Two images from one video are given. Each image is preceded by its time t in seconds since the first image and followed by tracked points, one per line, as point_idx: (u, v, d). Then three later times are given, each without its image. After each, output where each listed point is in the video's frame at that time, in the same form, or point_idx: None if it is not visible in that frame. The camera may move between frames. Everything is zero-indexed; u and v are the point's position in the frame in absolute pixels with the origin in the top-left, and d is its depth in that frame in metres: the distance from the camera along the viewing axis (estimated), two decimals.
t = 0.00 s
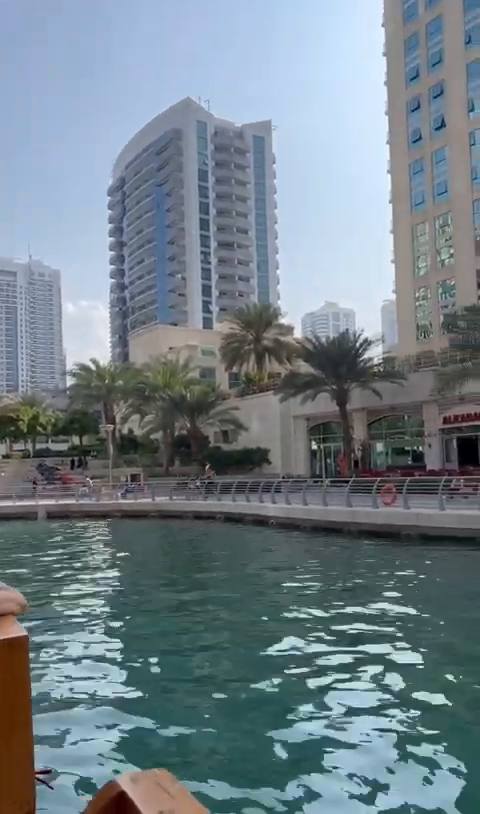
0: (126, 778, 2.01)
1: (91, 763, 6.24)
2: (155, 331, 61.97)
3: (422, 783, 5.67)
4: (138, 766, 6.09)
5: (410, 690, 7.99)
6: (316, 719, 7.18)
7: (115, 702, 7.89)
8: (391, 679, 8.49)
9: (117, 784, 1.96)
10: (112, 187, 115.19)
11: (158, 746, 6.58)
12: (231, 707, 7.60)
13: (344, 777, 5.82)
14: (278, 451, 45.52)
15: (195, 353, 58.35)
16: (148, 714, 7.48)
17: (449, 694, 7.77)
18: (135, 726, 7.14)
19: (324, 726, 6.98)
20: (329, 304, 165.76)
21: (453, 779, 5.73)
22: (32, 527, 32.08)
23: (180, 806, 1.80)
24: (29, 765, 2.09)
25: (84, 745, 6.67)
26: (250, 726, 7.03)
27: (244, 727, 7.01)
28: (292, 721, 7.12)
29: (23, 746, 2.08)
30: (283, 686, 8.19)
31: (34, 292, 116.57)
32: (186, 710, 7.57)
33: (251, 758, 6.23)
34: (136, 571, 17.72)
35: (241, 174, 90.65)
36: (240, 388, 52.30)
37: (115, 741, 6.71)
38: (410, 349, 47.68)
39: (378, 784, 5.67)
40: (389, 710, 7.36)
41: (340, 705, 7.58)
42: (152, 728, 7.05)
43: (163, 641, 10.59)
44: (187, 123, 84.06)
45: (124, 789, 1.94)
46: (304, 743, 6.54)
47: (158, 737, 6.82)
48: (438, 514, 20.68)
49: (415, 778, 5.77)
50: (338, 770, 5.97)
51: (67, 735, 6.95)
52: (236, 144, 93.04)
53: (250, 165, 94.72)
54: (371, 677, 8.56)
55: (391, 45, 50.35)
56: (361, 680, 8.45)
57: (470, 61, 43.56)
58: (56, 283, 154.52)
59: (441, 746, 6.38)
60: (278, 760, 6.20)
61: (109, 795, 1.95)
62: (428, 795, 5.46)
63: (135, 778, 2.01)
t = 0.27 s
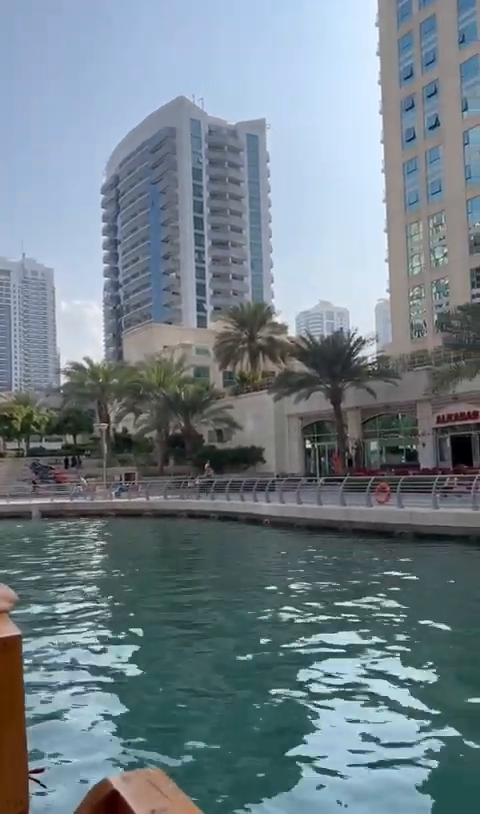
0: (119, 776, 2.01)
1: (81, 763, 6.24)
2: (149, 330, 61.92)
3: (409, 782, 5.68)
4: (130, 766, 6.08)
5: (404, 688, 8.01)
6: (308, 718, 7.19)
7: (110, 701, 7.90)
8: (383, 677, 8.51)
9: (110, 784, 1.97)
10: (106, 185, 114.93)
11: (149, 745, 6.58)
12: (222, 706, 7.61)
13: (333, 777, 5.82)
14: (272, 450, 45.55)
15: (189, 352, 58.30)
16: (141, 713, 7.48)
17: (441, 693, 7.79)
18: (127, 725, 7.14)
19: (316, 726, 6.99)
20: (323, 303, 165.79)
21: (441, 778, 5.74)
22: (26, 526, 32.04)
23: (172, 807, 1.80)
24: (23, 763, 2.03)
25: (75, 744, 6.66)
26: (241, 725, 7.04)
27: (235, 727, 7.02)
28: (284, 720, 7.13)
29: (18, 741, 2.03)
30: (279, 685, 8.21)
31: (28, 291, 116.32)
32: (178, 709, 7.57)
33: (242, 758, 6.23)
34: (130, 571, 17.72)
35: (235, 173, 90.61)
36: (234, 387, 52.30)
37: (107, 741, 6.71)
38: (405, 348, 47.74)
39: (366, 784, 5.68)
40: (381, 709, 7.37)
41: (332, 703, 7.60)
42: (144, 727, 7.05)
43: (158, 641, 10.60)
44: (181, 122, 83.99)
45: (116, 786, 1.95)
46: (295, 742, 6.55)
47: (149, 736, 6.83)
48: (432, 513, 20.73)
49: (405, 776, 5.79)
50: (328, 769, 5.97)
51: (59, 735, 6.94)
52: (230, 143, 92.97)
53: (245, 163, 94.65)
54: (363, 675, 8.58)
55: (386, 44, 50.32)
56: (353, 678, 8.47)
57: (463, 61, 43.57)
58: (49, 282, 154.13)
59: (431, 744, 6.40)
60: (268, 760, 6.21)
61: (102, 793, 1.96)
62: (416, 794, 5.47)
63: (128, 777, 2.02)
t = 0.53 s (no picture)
0: (116, 776, 2.03)
1: (75, 761, 6.24)
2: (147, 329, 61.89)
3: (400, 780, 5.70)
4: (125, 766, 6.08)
5: (402, 688, 8.01)
6: (302, 717, 7.18)
7: (107, 700, 7.90)
8: (378, 677, 8.52)
9: (108, 783, 1.97)
10: (104, 184, 114.87)
11: (143, 744, 6.59)
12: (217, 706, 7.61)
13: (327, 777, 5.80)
14: (270, 449, 45.55)
15: (187, 351, 58.28)
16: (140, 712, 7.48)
17: (437, 693, 7.78)
18: (123, 724, 7.13)
19: (311, 725, 6.98)
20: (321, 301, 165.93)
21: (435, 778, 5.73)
22: (24, 525, 32.01)
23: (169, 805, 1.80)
24: (21, 761, 2.02)
25: (71, 744, 6.66)
26: (237, 725, 7.03)
27: (231, 725, 7.01)
28: (278, 719, 7.11)
29: (14, 738, 2.01)
30: (275, 685, 8.21)
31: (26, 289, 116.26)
32: (174, 708, 7.56)
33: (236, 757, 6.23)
34: (128, 569, 17.74)
35: (233, 172, 90.59)
36: (232, 386, 52.29)
37: (101, 739, 6.73)
38: (403, 348, 47.77)
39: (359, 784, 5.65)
40: (375, 707, 7.37)
41: (327, 702, 7.59)
42: (140, 727, 7.05)
43: (156, 640, 10.58)
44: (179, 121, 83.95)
45: (113, 785, 1.96)
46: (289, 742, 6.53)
47: (143, 736, 6.83)
48: (429, 513, 20.73)
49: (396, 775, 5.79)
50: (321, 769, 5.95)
51: (56, 734, 6.94)
52: (228, 142, 92.93)
53: (243, 162, 94.63)
54: (359, 675, 8.58)
55: (384, 43, 50.30)
56: (349, 677, 8.46)
57: (461, 61, 43.54)
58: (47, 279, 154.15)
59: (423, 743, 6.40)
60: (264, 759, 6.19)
61: (99, 791, 1.97)
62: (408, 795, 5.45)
63: (126, 776, 2.02)
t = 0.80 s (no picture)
0: (117, 775, 2.02)
1: (73, 759, 6.28)
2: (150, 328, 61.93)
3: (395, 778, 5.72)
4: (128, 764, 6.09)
5: (404, 687, 7.99)
6: (300, 715, 7.21)
7: (109, 698, 7.90)
8: (377, 676, 8.54)
9: (109, 780, 1.97)
10: (107, 183, 114.92)
11: (142, 742, 6.61)
12: (217, 704, 7.63)
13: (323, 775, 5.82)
14: (272, 448, 45.54)
15: (189, 350, 58.25)
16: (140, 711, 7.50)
17: (441, 692, 7.75)
18: (125, 723, 7.14)
19: (312, 724, 6.98)
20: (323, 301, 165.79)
21: (431, 776, 5.75)
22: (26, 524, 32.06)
23: (169, 804, 1.79)
24: (24, 764, 2.05)
25: (74, 742, 6.67)
26: (236, 723, 7.06)
27: (231, 723, 7.04)
28: (277, 718, 7.13)
29: (19, 741, 2.05)
30: (277, 684, 8.21)
31: (29, 288, 116.36)
32: (174, 707, 7.58)
33: (235, 755, 6.25)
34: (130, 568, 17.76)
35: (236, 172, 90.56)
36: (234, 385, 52.28)
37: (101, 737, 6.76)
38: (405, 347, 47.72)
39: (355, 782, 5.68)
40: (378, 707, 7.35)
41: (327, 701, 7.61)
42: (141, 726, 7.04)
43: (158, 639, 10.58)
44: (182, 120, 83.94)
45: (114, 784, 1.96)
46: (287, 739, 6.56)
47: (143, 733, 6.86)
48: (431, 512, 20.72)
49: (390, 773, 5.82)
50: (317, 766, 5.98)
51: (56, 731, 6.97)
52: (231, 141, 92.88)
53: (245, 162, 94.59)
54: (362, 674, 8.56)
55: (387, 42, 50.22)
56: (348, 675, 8.49)
57: (464, 60, 43.45)
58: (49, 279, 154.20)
59: (420, 742, 6.42)
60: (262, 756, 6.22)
61: (100, 791, 1.96)
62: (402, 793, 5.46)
63: (128, 775, 2.02)
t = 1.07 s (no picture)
0: (125, 771, 2.01)
1: (79, 757, 6.28)
2: (156, 327, 61.96)
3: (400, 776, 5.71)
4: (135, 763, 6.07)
5: (412, 688, 7.92)
6: (306, 713, 7.19)
7: (115, 697, 7.88)
8: (383, 676, 8.52)
9: (117, 779, 1.95)
10: (114, 182, 115.00)
11: (148, 740, 6.60)
12: (224, 702, 7.62)
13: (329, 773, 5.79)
14: (279, 447, 45.49)
15: (196, 349, 58.22)
16: (146, 709, 7.50)
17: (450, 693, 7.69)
18: (131, 722, 7.12)
19: (320, 723, 6.93)
20: (330, 300, 165.57)
21: (437, 775, 5.73)
22: (33, 522, 32.13)
23: (176, 802, 1.78)
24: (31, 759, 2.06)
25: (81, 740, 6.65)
26: (242, 721, 7.05)
27: (236, 722, 7.02)
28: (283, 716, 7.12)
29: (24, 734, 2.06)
30: (284, 684, 8.17)
31: (36, 287, 116.50)
32: (181, 706, 7.57)
33: (240, 753, 6.25)
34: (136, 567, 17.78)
35: (243, 171, 90.54)
36: (241, 384, 52.28)
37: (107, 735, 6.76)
38: (412, 346, 47.61)
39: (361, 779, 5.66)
40: (385, 707, 7.30)
41: (333, 699, 7.61)
42: (147, 725, 7.02)
43: (164, 638, 10.57)
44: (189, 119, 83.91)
45: (122, 781, 1.94)
46: (294, 738, 6.55)
47: (148, 731, 6.86)
48: (439, 511, 20.66)
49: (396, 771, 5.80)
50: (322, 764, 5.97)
51: (62, 729, 6.97)
52: (238, 141, 92.83)
53: (253, 161, 94.54)
54: (368, 674, 8.50)
55: (395, 40, 50.11)
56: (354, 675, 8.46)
57: (472, 58, 43.25)
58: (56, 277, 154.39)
59: (427, 741, 6.39)
60: (268, 755, 6.21)
61: (105, 790, 1.95)
62: (408, 792, 5.43)
63: (135, 772, 2.00)
